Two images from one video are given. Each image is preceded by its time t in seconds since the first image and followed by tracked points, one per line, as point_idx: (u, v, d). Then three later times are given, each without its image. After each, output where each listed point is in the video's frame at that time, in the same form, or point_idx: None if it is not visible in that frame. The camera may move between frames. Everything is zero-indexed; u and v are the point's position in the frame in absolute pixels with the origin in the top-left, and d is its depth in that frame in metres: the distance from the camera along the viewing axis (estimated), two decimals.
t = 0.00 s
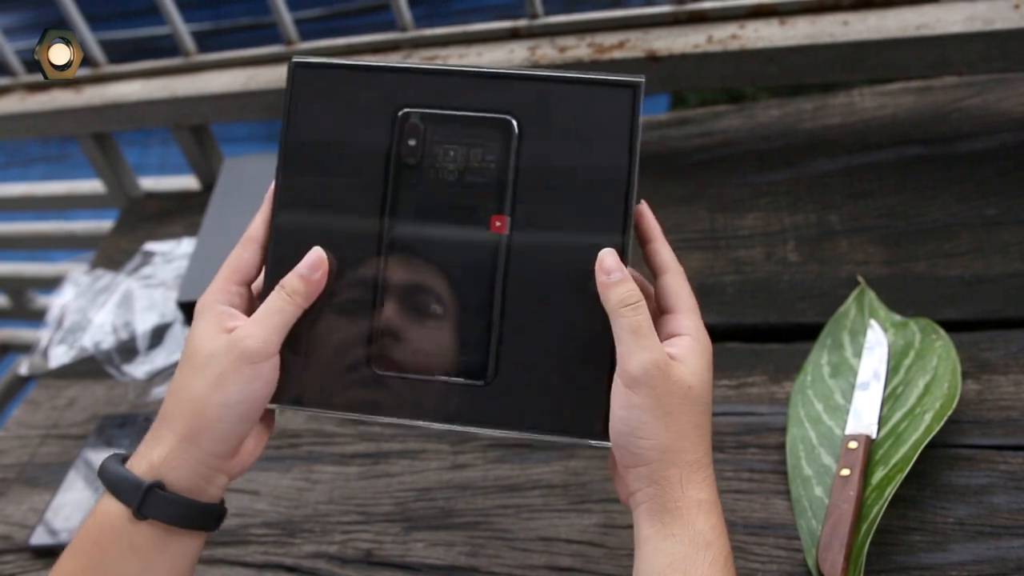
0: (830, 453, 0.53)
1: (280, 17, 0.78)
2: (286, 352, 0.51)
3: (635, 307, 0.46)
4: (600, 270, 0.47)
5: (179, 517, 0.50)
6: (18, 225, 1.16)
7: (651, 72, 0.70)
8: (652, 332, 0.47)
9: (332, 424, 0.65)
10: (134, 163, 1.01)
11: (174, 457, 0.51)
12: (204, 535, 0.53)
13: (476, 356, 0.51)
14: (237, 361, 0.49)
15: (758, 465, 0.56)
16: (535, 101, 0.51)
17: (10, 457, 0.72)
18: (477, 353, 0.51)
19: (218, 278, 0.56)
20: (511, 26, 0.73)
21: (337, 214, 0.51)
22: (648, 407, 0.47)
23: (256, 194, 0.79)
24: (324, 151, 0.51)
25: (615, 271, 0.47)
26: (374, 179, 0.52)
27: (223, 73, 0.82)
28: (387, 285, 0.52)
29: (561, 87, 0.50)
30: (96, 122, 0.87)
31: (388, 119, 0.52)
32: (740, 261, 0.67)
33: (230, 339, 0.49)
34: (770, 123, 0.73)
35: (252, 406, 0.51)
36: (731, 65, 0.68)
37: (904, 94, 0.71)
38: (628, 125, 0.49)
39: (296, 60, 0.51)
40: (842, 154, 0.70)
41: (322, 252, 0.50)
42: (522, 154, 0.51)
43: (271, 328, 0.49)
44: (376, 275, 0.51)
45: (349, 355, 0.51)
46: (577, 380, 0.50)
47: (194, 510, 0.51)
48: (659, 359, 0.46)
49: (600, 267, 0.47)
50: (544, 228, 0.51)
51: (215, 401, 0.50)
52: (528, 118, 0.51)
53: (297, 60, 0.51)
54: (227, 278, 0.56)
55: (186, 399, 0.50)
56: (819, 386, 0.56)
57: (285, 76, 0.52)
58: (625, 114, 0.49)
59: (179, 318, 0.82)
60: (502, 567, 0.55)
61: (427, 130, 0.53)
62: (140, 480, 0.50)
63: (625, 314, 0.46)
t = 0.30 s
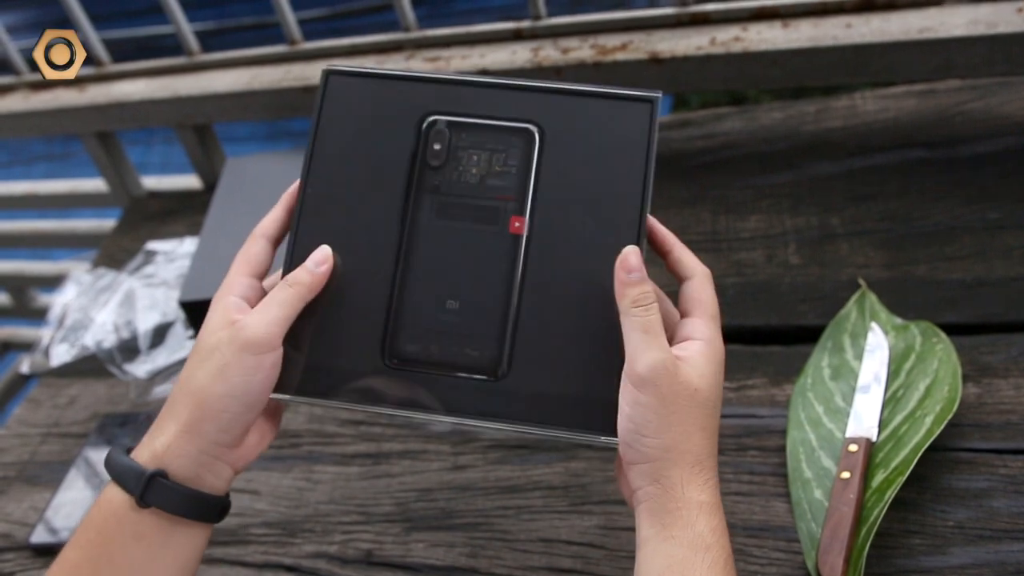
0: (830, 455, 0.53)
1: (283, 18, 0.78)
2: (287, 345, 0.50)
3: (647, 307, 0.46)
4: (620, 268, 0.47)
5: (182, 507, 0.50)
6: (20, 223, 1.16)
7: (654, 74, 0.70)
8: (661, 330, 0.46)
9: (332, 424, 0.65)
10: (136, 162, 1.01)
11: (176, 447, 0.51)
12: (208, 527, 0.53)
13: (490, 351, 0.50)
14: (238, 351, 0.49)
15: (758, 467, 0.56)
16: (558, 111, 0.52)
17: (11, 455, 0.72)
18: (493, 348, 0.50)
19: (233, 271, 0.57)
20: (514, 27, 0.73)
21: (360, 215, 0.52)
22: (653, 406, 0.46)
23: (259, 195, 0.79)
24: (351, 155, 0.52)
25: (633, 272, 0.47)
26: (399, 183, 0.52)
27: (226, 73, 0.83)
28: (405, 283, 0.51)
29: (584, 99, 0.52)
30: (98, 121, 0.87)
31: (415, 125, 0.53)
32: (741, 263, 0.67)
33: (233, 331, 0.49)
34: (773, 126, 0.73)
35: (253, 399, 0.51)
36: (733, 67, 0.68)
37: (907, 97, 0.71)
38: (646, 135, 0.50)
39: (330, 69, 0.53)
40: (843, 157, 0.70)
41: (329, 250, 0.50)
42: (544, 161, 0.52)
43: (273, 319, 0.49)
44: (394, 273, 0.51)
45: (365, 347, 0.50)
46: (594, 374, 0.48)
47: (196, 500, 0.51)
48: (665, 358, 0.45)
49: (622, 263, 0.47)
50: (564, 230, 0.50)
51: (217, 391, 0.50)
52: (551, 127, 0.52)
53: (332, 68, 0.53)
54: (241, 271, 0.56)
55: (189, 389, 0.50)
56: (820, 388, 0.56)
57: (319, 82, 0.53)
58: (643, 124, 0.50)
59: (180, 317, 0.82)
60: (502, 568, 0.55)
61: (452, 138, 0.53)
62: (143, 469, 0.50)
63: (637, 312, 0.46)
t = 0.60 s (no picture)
0: (829, 461, 0.53)
1: (283, 22, 0.79)
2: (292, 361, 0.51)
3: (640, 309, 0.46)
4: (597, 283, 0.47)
5: (195, 518, 0.50)
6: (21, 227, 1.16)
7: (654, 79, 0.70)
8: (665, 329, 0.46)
9: (332, 429, 0.65)
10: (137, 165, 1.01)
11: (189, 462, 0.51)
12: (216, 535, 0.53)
13: (495, 351, 0.52)
14: (246, 370, 0.49)
15: (757, 473, 0.56)
16: (541, 94, 0.51)
17: (11, 458, 0.72)
18: (495, 347, 0.52)
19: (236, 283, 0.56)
20: (514, 32, 0.74)
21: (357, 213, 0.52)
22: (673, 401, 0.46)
23: (259, 199, 0.79)
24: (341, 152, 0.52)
25: (610, 282, 0.47)
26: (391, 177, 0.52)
27: (226, 77, 0.83)
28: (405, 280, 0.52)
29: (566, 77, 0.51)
30: (99, 125, 0.87)
31: (399, 117, 0.53)
32: (740, 268, 0.67)
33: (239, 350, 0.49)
34: (771, 131, 0.74)
35: (263, 414, 0.51)
36: (732, 73, 0.69)
37: (906, 103, 0.71)
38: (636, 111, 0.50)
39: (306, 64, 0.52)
40: (842, 163, 0.70)
41: (327, 262, 0.50)
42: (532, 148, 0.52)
43: (276, 343, 0.49)
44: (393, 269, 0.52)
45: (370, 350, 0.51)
46: (593, 378, 0.50)
47: (205, 511, 0.51)
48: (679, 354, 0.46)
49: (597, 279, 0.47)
50: (558, 220, 0.51)
51: (226, 413, 0.50)
52: (537, 112, 0.51)
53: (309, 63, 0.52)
54: (245, 284, 0.56)
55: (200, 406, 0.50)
56: (819, 394, 0.56)
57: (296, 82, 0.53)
58: (633, 98, 0.50)
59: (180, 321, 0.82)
60: (501, 572, 0.55)
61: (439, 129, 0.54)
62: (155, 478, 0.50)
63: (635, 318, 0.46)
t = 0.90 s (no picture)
0: (829, 461, 0.53)
1: (283, 24, 0.80)
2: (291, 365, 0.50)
3: (658, 293, 0.48)
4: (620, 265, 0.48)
5: (200, 523, 0.49)
6: (21, 228, 1.16)
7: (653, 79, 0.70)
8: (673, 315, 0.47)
9: (332, 430, 0.65)
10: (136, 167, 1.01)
11: (195, 470, 0.50)
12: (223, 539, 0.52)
13: (502, 344, 0.52)
14: (248, 376, 0.49)
15: (757, 474, 0.56)
16: (538, 86, 0.51)
17: (11, 461, 0.72)
18: (503, 341, 0.52)
19: (228, 286, 0.55)
20: (513, 33, 0.74)
21: (353, 211, 0.51)
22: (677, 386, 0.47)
23: (256, 200, 0.79)
24: (333, 150, 0.51)
25: (635, 263, 0.48)
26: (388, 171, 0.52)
27: (226, 78, 0.83)
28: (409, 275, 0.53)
29: (560, 66, 0.51)
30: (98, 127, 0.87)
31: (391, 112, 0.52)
32: (740, 269, 0.67)
33: (241, 353, 0.49)
34: (771, 132, 0.74)
35: (267, 418, 0.51)
36: (731, 73, 0.69)
37: (905, 103, 0.71)
38: (629, 98, 0.50)
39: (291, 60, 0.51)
40: (841, 163, 0.70)
41: (332, 265, 0.50)
42: (531, 141, 0.51)
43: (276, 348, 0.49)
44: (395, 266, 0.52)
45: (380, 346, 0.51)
46: (597, 372, 0.50)
47: (213, 515, 0.50)
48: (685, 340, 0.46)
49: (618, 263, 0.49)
50: (560, 213, 0.51)
51: (229, 419, 0.49)
52: (534, 106, 0.51)
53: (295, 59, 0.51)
54: (235, 286, 0.55)
55: (203, 412, 0.49)
56: (819, 394, 0.56)
57: (278, 80, 0.51)
58: (625, 86, 0.50)
59: (180, 323, 0.82)
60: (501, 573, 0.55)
61: (433, 123, 0.53)
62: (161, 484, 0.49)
63: (648, 302, 0.47)
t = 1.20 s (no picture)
0: (834, 469, 0.53)
1: (287, 34, 0.79)
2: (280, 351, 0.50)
3: (648, 304, 0.46)
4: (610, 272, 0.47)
5: (200, 513, 0.50)
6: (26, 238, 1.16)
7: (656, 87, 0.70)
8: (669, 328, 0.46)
9: (336, 438, 0.65)
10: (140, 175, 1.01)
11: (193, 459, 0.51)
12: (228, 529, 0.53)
13: (498, 340, 0.51)
14: (234, 364, 0.49)
15: (762, 481, 0.56)
16: (558, 83, 0.50)
17: (16, 469, 0.72)
18: (504, 338, 0.51)
19: (226, 275, 0.56)
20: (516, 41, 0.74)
21: (357, 204, 0.50)
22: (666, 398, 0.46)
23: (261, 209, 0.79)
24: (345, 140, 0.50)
25: (624, 272, 0.46)
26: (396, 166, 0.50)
27: (230, 88, 0.84)
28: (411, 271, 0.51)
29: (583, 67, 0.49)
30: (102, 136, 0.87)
31: (405, 103, 0.50)
32: (743, 276, 0.67)
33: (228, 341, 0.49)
34: (774, 139, 0.74)
35: (260, 405, 0.51)
36: (734, 81, 0.69)
37: (908, 110, 0.71)
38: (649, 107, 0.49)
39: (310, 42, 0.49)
40: (844, 170, 0.70)
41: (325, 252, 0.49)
42: (547, 140, 0.50)
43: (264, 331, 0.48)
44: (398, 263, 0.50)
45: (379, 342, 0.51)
46: (600, 369, 0.50)
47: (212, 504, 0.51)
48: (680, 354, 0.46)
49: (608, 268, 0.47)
50: (570, 211, 0.50)
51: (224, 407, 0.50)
52: (552, 103, 0.50)
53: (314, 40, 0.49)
54: (233, 275, 0.56)
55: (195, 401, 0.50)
56: (823, 401, 0.56)
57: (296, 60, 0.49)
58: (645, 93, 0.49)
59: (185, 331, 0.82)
60: None
61: (448, 115, 0.50)
62: (159, 473, 0.50)
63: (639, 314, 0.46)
